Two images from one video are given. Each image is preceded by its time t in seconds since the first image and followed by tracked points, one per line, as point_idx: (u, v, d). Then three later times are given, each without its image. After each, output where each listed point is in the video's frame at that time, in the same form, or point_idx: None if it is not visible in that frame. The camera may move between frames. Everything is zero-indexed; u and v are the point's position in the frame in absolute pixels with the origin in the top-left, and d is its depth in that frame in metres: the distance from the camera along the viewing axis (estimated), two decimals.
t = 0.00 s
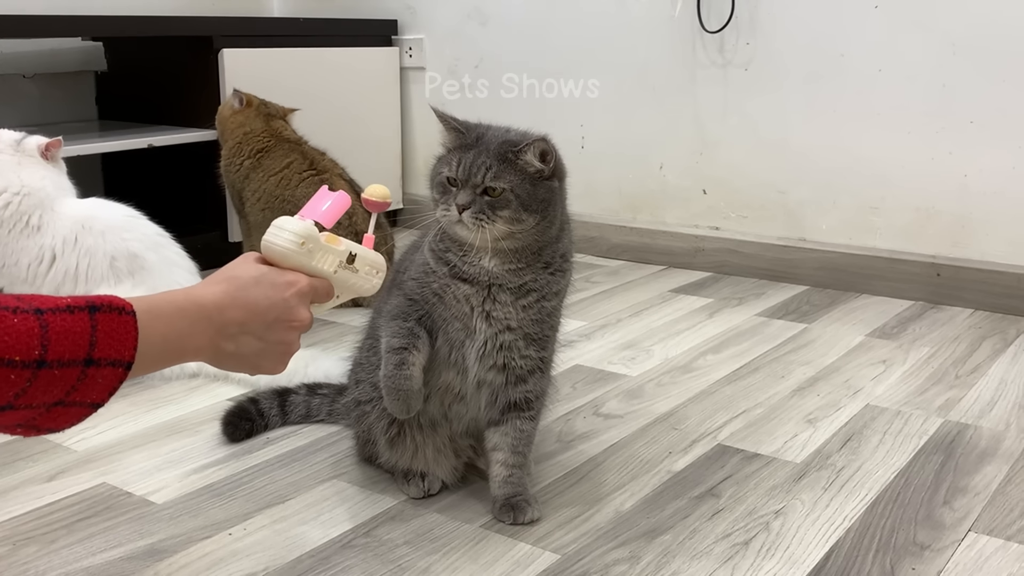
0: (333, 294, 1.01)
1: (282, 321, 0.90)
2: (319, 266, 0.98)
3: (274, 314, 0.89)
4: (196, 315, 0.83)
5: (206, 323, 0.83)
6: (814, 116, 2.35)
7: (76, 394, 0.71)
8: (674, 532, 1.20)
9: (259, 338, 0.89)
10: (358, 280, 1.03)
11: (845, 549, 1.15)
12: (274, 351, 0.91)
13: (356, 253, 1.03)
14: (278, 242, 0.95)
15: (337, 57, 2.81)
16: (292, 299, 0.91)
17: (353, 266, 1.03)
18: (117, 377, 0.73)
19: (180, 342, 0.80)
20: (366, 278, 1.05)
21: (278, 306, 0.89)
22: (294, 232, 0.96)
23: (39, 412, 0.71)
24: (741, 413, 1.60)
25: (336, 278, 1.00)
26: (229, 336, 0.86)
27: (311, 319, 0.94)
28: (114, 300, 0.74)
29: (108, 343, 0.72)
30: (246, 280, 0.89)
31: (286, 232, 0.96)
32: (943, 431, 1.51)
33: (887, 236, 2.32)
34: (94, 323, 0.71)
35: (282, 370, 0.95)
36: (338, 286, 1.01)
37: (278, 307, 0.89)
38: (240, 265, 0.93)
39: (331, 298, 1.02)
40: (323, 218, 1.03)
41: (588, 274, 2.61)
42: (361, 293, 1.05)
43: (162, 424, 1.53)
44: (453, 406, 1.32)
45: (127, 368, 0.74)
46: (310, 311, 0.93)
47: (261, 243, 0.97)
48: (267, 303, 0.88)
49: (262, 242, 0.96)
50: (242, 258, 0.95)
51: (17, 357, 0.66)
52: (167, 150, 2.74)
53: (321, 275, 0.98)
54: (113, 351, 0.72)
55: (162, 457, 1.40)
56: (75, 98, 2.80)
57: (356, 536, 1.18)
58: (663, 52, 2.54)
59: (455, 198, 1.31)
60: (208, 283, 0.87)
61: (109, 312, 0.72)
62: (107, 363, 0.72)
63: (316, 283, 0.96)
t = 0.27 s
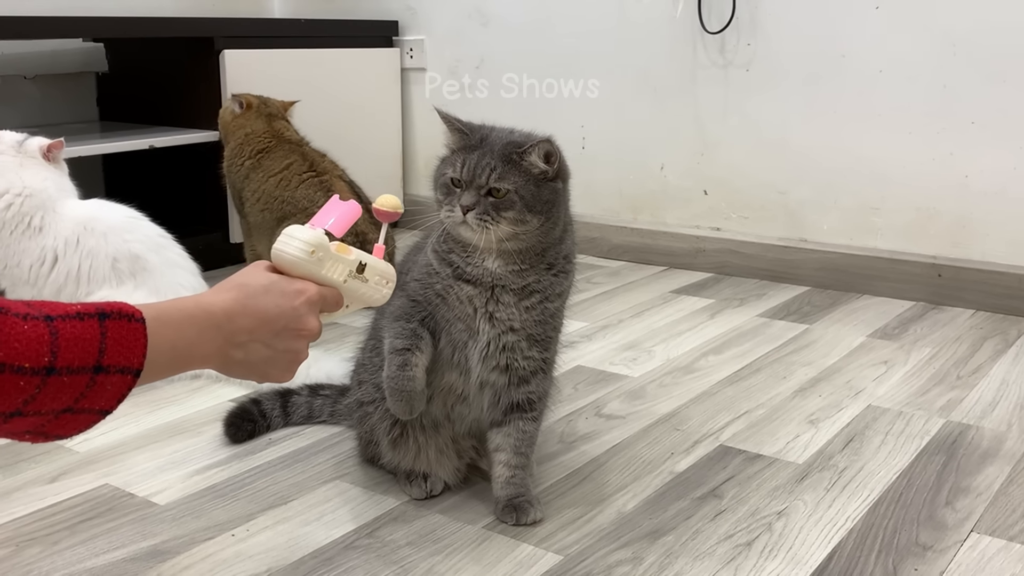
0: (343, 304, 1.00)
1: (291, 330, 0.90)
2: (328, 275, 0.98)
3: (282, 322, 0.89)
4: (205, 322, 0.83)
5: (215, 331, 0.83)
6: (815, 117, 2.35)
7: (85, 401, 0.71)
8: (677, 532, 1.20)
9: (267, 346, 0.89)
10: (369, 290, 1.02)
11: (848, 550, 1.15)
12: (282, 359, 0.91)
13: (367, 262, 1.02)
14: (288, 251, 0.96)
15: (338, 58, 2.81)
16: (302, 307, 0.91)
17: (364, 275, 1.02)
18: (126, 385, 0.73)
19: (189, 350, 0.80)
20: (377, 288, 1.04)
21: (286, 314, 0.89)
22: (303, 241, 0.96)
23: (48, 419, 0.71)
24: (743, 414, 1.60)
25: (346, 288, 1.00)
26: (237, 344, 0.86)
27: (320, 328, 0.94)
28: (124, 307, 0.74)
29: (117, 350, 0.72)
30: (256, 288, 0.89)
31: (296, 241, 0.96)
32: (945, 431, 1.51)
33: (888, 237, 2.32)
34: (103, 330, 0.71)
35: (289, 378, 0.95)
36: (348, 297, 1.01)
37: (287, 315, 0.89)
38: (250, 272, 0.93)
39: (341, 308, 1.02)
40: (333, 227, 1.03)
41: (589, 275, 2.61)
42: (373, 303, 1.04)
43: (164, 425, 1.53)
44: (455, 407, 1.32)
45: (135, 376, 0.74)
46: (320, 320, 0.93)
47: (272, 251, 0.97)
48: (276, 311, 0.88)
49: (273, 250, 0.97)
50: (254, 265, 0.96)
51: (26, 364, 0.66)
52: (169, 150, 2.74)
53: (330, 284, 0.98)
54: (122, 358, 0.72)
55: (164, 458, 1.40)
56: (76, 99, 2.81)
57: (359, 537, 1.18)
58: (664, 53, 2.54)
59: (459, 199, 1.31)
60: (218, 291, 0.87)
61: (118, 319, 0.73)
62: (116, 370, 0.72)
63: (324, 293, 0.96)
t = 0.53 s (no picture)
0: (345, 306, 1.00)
1: (292, 331, 0.90)
2: (330, 277, 0.98)
3: (285, 324, 0.89)
4: (207, 324, 0.82)
5: (217, 332, 0.83)
6: (816, 117, 2.35)
7: (88, 403, 0.71)
8: (679, 533, 1.20)
9: (269, 348, 0.89)
10: (371, 292, 1.02)
11: (851, 550, 1.15)
12: (283, 361, 0.91)
13: (369, 265, 1.02)
14: (290, 252, 0.96)
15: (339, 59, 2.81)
16: (303, 309, 0.91)
17: (366, 277, 1.02)
18: (130, 386, 0.72)
19: (192, 352, 0.80)
20: (379, 290, 1.04)
21: (289, 316, 0.89)
22: (306, 243, 0.96)
23: (51, 421, 0.70)
24: (745, 414, 1.60)
25: (348, 290, 1.00)
26: (239, 346, 0.86)
27: (321, 330, 0.94)
28: (127, 308, 0.74)
29: (121, 352, 0.71)
30: (257, 290, 0.89)
31: (298, 242, 0.96)
32: (948, 431, 1.51)
33: (890, 237, 2.32)
34: (107, 331, 0.71)
35: (290, 381, 0.95)
36: (349, 299, 1.01)
37: (289, 316, 0.89)
38: (250, 274, 0.93)
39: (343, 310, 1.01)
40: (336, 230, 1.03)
41: (590, 275, 2.61)
42: (374, 305, 1.04)
43: (166, 426, 1.53)
44: (457, 408, 1.32)
45: (139, 377, 0.73)
46: (321, 322, 0.93)
47: (274, 252, 0.97)
48: (279, 312, 0.89)
49: (275, 252, 0.97)
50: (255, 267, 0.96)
51: (30, 366, 0.66)
52: (169, 151, 2.74)
53: (332, 286, 0.98)
54: (126, 360, 0.72)
55: (166, 459, 1.40)
56: (76, 99, 2.80)
57: (361, 538, 1.18)
58: (665, 53, 2.54)
59: (461, 200, 1.31)
60: (219, 293, 0.87)
61: (121, 320, 0.72)
62: (119, 371, 0.71)
63: (326, 295, 0.96)
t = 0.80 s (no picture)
0: (343, 304, 0.99)
1: (290, 330, 0.89)
2: (327, 274, 0.97)
3: (282, 323, 0.88)
4: (204, 323, 0.82)
5: (215, 332, 0.82)
6: (818, 117, 2.34)
7: (87, 405, 0.70)
8: (681, 536, 1.19)
9: (267, 347, 0.88)
10: (369, 289, 1.02)
11: (854, 554, 1.14)
12: (281, 360, 0.90)
13: (366, 262, 1.01)
14: (285, 250, 0.95)
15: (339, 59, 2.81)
16: (301, 307, 0.90)
17: (363, 275, 1.01)
18: (128, 388, 0.72)
19: (189, 352, 0.79)
20: (377, 288, 1.03)
21: (286, 315, 0.88)
22: (301, 241, 0.95)
23: (49, 424, 0.70)
24: (747, 416, 1.59)
25: (345, 288, 0.99)
26: (237, 345, 0.85)
27: (320, 329, 0.93)
28: (125, 309, 0.73)
29: (119, 353, 0.71)
30: (254, 289, 0.88)
31: (294, 240, 0.96)
32: (951, 433, 1.51)
33: (892, 237, 2.31)
34: (105, 333, 0.70)
35: (288, 380, 0.94)
36: (347, 296, 1.00)
37: (287, 315, 0.89)
38: (247, 273, 0.92)
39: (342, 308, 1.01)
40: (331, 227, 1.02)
41: (591, 275, 2.60)
42: (374, 303, 1.03)
43: (165, 428, 1.52)
44: (457, 410, 1.31)
45: (137, 379, 0.73)
46: (319, 320, 0.92)
47: (269, 251, 0.96)
48: (276, 311, 0.88)
49: (271, 251, 0.96)
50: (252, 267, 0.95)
51: (28, 368, 0.65)
52: (169, 151, 2.73)
53: (330, 284, 0.97)
54: (124, 362, 0.71)
55: (165, 461, 1.39)
56: (75, 99, 2.80)
57: (361, 541, 1.17)
58: (666, 53, 2.53)
59: (462, 201, 1.30)
60: (216, 292, 0.86)
61: (119, 321, 0.72)
62: (118, 373, 0.71)
63: (324, 292, 0.95)
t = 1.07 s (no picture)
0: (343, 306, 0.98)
1: (290, 332, 0.88)
2: (328, 276, 0.96)
3: (282, 325, 0.87)
4: (203, 326, 0.81)
5: (214, 335, 0.82)
6: (821, 115, 2.33)
7: (84, 409, 0.70)
8: (685, 537, 1.18)
9: (266, 350, 0.87)
10: (370, 292, 1.00)
11: (859, 554, 1.13)
12: (281, 363, 0.89)
13: (368, 264, 1.00)
14: (285, 252, 0.94)
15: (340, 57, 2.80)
16: (301, 309, 0.89)
17: (365, 277, 1.00)
18: (125, 392, 0.71)
19: (188, 355, 0.78)
20: (379, 290, 1.01)
21: (286, 317, 0.88)
22: (301, 242, 0.94)
23: (45, 429, 0.69)
24: (751, 415, 1.58)
25: (346, 290, 0.98)
26: (237, 348, 0.84)
27: (319, 331, 0.92)
28: (122, 311, 0.72)
29: (116, 356, 0.70)
30: (253, 291, 0.87)
31: (294, 241, 0.94)
32: (957, 433, 1.49)
33: (896, 235, 2.30)
34: (101, 335, 0.69)
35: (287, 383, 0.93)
36: (349, 298, 0.99)
37: (286, 317, 0.88)
38: (246, 275, 0.91)
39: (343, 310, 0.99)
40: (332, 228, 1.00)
41: (594, 274, 2.59)
42: (375, 306, 1.02)
43: (165, 427, 1.51)
44: (460, 410, 1.30)
45: (135, 382, 0.72)
46: (320, 322, 0.91)
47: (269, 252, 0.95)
48: (275, 313, 0.87)
49: (271, 252, 0.95)
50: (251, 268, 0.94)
51: (23, 372, 0.65)
52: (170, 149, 2.72)
53: (330, 286, 0.96)
54: (121, 365, 0.70)
55: (165, 460, 1.38)
56: (76, 97, 2.79)
57: (362, 541, 1.16)
58: (669, 51, 2.52)
59: (466, 203, 1.29)
60: (214, 295, 0.85)
61: (116, 324, 0.71)
62: (115, 377, 0.70)
63: (323, 294, 0.94)
